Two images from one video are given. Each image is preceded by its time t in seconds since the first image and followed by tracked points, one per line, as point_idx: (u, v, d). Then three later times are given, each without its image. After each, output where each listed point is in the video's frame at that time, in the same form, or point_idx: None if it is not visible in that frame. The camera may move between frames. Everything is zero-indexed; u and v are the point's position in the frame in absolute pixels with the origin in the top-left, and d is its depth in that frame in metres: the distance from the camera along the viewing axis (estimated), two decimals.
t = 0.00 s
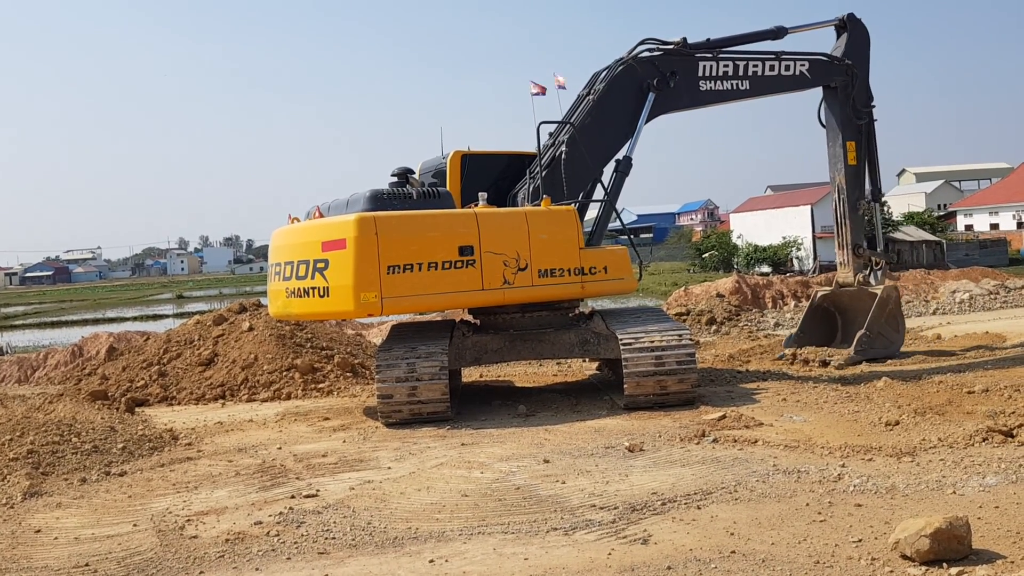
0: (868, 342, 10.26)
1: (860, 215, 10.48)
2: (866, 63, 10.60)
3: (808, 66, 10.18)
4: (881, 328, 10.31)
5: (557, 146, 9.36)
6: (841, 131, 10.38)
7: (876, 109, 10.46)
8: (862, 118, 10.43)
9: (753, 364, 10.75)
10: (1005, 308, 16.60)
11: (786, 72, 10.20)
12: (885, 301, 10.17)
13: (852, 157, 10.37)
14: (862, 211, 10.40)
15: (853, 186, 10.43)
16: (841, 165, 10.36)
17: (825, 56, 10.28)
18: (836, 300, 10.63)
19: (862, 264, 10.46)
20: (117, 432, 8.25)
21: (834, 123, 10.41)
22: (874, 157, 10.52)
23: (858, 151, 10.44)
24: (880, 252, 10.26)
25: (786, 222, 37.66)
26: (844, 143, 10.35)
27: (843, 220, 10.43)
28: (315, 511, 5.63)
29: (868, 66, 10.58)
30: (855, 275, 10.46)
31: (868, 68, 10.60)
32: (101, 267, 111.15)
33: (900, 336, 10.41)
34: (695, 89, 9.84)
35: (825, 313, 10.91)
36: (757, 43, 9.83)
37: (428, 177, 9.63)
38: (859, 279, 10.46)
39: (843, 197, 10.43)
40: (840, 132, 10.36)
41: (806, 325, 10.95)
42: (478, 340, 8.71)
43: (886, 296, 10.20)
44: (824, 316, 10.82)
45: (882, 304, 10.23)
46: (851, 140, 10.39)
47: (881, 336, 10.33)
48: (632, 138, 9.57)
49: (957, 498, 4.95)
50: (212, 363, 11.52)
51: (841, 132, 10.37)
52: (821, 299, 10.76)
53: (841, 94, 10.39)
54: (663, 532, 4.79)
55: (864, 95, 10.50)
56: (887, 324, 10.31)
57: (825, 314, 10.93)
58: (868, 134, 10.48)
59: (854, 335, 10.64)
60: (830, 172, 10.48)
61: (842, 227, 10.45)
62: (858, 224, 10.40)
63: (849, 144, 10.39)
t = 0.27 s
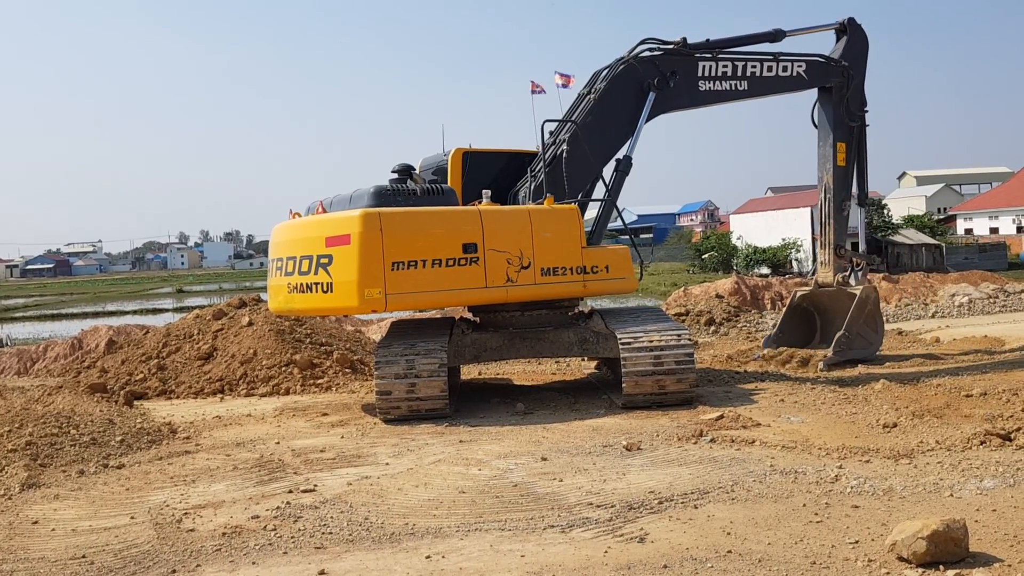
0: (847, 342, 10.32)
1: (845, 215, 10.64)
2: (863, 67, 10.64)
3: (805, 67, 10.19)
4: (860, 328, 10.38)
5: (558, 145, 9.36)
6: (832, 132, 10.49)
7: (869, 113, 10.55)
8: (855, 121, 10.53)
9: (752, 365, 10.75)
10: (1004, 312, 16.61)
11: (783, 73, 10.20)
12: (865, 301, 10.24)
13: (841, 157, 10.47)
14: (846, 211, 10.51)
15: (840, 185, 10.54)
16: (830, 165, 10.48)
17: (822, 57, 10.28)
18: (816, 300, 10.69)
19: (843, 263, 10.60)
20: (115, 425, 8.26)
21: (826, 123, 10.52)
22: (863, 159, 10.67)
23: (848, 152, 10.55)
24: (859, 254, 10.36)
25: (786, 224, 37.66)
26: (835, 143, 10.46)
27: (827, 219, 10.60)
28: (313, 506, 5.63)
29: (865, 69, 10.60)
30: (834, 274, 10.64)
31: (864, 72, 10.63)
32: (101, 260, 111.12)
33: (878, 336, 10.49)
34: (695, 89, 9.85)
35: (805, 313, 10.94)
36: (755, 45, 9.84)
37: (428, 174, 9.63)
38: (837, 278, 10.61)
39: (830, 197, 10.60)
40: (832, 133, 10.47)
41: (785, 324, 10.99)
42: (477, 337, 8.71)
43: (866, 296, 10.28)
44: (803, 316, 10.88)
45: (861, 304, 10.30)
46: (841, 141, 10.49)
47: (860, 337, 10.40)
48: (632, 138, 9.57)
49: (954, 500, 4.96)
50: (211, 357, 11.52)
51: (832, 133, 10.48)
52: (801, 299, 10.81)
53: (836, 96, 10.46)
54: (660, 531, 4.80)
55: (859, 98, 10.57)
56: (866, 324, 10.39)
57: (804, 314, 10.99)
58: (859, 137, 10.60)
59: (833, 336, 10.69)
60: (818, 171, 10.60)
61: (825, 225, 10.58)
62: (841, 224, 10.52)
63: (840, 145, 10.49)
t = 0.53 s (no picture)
0: (839, 343, 10.33)
1: (836, 217, 10.59)
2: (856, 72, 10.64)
3: (801, 70, 10.18)
4: (851, 329, 10.42)
5: (560, 143, 9.35)
6: (824, 135, 10.47)
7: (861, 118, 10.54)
8: (847, 125, 10.53)
9: (753, 364, 10.76)
10: (1005, 312, 16.59)
11: (780, 76, 10.19)
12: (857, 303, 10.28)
13: (833, 160, 10.47)
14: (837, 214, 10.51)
15: (831, 188, 10.52)
16: (821, 167, 10.45)
17: (817, 61, 10.27)
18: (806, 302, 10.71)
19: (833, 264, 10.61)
20: (116, 420, 8.27)
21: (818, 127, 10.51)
22: (855, 163, 10.64)
23: (840, 156, 10.54)
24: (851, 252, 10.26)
25: (788, 224, 37.64)
26: (826, 146, 10.44)
27: (818, 221, 10.54)
28: (314, 502, 5.64)
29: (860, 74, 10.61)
30: (823, 276, 10.59)
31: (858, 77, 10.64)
32: (102, 256, 111.25)
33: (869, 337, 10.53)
34: (694, 90, 9.84)
35: (794, 316, 10.96)
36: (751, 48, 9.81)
37: (428, 171, 9.62)
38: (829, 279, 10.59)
39: (820, 199, 10.56)
40: (824, 136, 10.45)
41: (775, 326, 10.99)
42: (479, 335, 8.72)
43: (857, 297, 10.33)
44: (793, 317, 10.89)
45: (853, 306, 10.35)
46: (833, 144, 10.47)
47: (851, 337, 10.41)
48: (633, 137, 9.58)
49: (955, 500, 4.96)
50: (213, 353, 11.53)
51: (825, 136, 10.46)
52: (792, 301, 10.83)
53: (830, 100, 10.43)
54: (661, 529, 4.81)
55: (853, 102, 10.56)
56: (857, 325, 10.42)
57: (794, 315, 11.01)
58: (851, 140, 10.60)
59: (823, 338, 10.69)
60: (810, 174, 10.56)
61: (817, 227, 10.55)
62: (832, 226, 10.50)
63: (832, 148, 10.47)
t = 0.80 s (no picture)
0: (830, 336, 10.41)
1: (830, 213, 10.62)
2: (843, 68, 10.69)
3: (793, 66, 10.18)
4: (843, 324, 10.50)
5: (558, 136, 9.32)
6: (815, 131, 10.48)
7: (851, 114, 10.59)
8: (838, 120, 10.55)
9: (750, 357, 10.78)
10: (1002, 306, 16.62)
11: (772, 72, 10.18)
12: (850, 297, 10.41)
13: (825, 156, 10.49)
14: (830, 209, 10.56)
15: (823, 184, 10.56)
16: (814, 163, 10.46)
17: (808, 57, 10.27)
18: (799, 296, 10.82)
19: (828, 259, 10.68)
20: (114, 412, 8.27)
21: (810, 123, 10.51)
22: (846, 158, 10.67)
23: (832, 152, 10.56)
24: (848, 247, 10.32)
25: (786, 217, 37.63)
26: (819, 142, 10.45)
27: (812, 217, 10.57)
28: (312, 494, 5.65)
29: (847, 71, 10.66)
30: (818, 270, 10.62)
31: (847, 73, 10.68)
32: (100, 248, 111.10)
33: (860, 333, 10.60)
34: (689, 85, 9.83)
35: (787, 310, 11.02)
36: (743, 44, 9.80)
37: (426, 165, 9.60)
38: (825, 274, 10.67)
39: (814, 195, 10.58)
40: (816, 132, 10.46)
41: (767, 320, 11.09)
42: (477, 328, 8.72)
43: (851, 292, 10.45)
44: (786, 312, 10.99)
45: (846, 300, 10.46)
46: (824, 140, 10.49)
47: (843, 332, 10.50)
48: (631, 131, 9.56)
49: (952, 493, 4.97)
50: (210, 346, 11.53)
51: (816, 132, 10.47)
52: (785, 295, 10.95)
53: (821, 96, 10.44)
54: (658, 521, 4.81)
55: (842, 98, 10.61)
56: (848, 320, 10.51)
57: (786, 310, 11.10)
58: (841, 135, 10.61)
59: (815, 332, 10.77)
60: (803, 170, 10.59)
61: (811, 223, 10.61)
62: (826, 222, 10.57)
63: (824, 144, 10.50)
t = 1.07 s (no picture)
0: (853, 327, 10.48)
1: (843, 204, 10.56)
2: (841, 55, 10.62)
3: (792, 59, 10.16)
4: (865, 314, 10.59)
5: (557, 130, 9.30)
6: (821, 123, 10.41)
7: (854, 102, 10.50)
8: (841, 109, 10.48)
9: (749, 350, 10.78)
10: (1001, 298, 16.61)
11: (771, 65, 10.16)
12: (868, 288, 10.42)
13: (832, 148, 10.42)
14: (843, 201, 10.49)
15: (833, 177, 10.49)
16: (823, 157, 10.40)
17: (807, 50, 10.24)
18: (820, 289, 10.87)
19: (845, 251, 10.62)
20: (114, 408, 8.27)
21: (813, 116, 10.44)
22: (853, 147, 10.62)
23: (838, 142, 10.50)
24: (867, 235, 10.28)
25: (786, 210, 37.59)
26: (825, 135, 10.39)
27: (827, 211, 10.52)
28: (311, 489, 5.65)
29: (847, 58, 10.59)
30: (838, 262, 10.63)
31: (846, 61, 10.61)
32: (99, 243, 111.03)
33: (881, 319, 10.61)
34: (688, 78, 9.81)
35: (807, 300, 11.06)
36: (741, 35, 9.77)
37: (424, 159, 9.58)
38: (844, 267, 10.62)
39: (825, 188, 10.50)
40: (822, 125, 10.39)
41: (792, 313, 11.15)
42: (476, 322, 8.72)
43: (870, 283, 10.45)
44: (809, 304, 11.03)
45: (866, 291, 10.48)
46: (830, 132, 10.43)
47: (865, 322, 10.61)
48: (630, 124, 9.55)
49: (951, 486, 4.98)
50: (210, 341, 11.52)
51: (821, 124, 10.40)
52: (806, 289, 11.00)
53: (821, 86, 10.39)
54: (657, 515, 4.82)
55: (843, 87, 10.52)
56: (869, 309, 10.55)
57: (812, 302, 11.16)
58: (846, 124, 10.55)
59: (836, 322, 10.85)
60: (812, 164, 10.51)
61: (826, 218, 10.54)
62: (840, 214, 10.49)
63: (830, 136, 10.44)
